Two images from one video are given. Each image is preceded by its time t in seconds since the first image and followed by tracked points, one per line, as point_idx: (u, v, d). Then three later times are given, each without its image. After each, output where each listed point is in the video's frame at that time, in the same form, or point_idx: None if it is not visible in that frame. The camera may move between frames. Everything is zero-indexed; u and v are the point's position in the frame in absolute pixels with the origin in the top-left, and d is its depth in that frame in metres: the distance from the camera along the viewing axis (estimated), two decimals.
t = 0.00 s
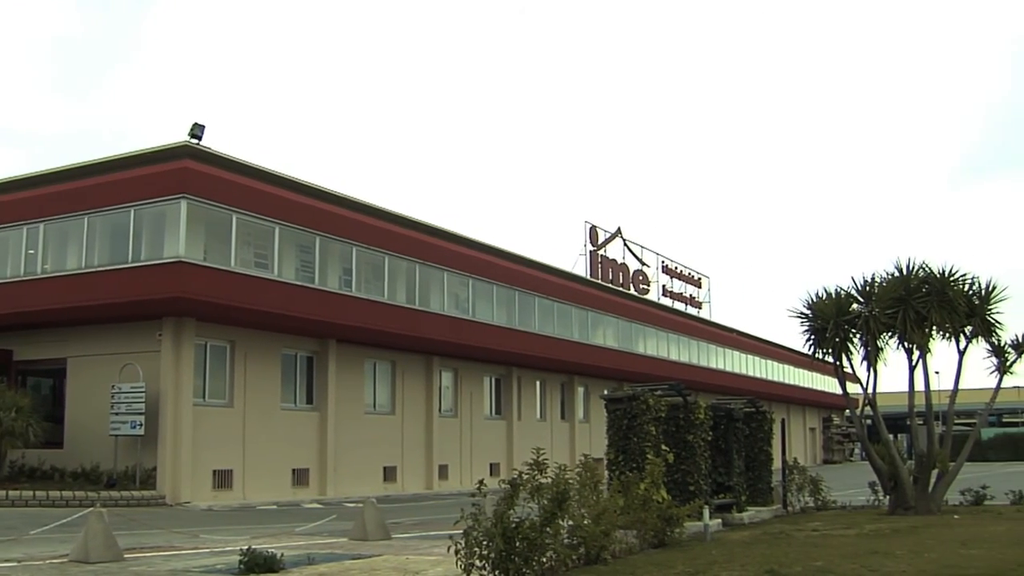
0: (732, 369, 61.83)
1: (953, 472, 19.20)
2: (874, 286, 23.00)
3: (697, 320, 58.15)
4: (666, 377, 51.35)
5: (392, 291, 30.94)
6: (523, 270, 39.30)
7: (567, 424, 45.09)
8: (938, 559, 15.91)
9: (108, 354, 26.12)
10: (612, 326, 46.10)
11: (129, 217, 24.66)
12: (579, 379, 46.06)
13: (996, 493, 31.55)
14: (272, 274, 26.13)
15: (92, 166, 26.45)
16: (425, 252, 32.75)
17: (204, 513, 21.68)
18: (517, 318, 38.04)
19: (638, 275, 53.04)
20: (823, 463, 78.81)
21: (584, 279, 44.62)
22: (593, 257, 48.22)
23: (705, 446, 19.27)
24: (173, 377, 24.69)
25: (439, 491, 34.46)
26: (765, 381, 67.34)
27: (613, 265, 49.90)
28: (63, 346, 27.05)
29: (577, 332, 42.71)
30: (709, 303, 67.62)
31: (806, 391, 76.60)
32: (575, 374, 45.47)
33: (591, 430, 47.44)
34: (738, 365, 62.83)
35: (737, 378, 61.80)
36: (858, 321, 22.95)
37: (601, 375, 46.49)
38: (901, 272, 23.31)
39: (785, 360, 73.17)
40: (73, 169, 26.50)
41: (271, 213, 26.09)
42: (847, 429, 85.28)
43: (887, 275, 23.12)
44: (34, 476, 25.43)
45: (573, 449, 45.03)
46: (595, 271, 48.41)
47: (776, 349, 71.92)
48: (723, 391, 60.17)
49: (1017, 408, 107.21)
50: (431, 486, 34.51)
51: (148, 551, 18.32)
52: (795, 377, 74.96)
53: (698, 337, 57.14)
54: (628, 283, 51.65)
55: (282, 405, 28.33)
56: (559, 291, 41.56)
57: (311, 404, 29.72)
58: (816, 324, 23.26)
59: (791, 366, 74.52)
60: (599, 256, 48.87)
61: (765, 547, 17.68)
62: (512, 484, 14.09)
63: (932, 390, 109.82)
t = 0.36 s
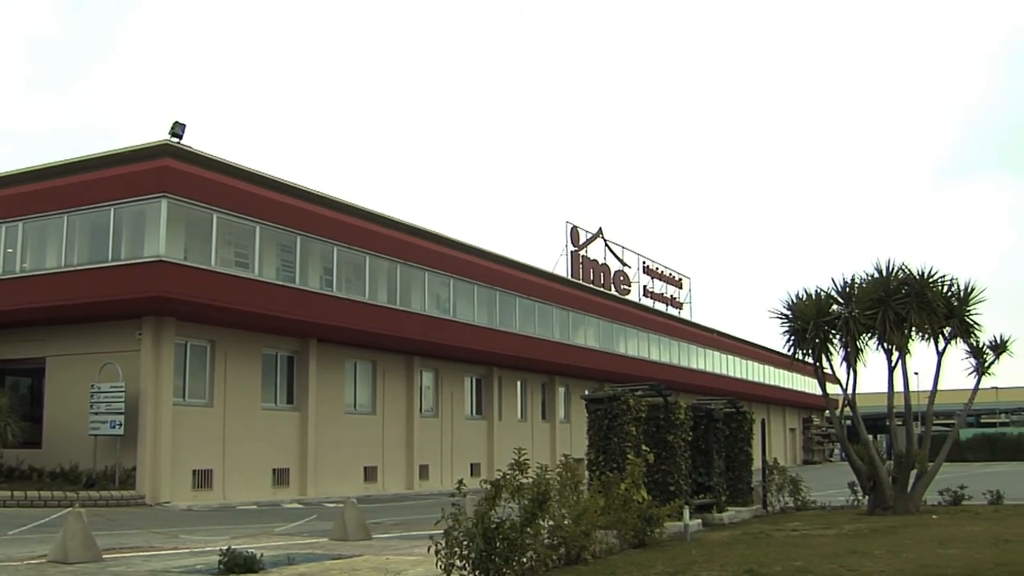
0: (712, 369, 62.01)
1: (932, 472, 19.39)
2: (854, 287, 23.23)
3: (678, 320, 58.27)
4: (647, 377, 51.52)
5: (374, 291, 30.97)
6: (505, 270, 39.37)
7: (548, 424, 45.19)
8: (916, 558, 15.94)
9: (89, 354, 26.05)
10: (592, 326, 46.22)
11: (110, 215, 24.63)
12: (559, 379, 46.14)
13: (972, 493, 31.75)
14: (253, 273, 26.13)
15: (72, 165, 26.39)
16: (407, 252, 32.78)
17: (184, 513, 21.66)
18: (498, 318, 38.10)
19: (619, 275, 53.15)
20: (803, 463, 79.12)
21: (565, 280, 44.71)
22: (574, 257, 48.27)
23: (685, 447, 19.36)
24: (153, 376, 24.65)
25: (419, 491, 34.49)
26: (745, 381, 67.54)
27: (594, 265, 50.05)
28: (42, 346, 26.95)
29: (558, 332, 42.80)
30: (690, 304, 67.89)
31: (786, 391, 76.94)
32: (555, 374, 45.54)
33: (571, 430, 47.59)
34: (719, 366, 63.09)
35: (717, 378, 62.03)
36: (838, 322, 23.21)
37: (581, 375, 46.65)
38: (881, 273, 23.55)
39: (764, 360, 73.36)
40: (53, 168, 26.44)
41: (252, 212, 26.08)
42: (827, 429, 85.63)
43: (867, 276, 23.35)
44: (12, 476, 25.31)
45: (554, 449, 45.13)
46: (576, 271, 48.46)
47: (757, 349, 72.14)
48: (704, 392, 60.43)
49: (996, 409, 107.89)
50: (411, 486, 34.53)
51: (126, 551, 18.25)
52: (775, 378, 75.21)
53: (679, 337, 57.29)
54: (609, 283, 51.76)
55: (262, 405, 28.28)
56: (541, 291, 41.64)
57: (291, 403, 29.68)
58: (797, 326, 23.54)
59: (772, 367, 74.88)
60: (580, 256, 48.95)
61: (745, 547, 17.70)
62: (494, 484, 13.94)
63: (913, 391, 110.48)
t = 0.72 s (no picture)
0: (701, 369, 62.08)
1: (920, 472, 19.50)
2: (843, 288, 23.35)
3: (668, 320, 58.33)
4: (637, 377, 51.60)
5: (364, 291, 31.00)
6: (495, 270, 39.41)
7: (538, 424, 45.22)
8: (904, 558, 15.96)
9: (78, 353, 25.99)
10: (582, 326, 46.26)
11: (99, 214, 24.61)
12: (549, 379, 46.17)
13: (959, 492, 31.81)
14: (243, 273, 26.14)
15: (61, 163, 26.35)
16: (396, 251, 32.80)
17: (172, 514, 21.61)
18: (488, 318, 38.15)
19: (609, 275, 53.16)
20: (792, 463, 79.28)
21: (556, 280, 44.78)
22: (565, 258, 48.32)
23: (674, 446, 19.42)
24: (142, 376, 24.61)
25: (409, 491, 34.49)
26: (735, 381, 67.60)
27: (586, 266, 50.12)
28: (32, 345, 26.86)
29: (548, 332, 42.84)
30: (681, 304, 68.05)
31: (776, 391, 77.19)
32: (545, 374, 45.59)
33: (561, 429, 47.63)
34: (709, 366, 63.25)
35: (707, 378, 62.16)
36: (827, 322, 23.36)
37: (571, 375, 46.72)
38: (870, 273, 23.71)
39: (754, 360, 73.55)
40: (43, 166, 26.41)
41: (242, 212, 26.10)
42: (816, 429, 85.78)
43: (856, 276, 23.49)
44: None
45: (543, 450, 45.17)
46: (567, 272, 48.51)
47: (746, 349, 72.21)
48: (694, 391, 60.57)
49: (984, 410, 108.21)
50: (401, 486, 34.52)
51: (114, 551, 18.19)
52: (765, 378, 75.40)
53: (669, 338, 57.36)
54: (600, 283, 51.84)
55: (252, 404, 28.27)
56: (531, 291, 41.69)
57: (280, 403, 29.65)
58: (786, 326, 23.86)
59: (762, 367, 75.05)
60: (571, 256, 49.01)
61: (734, 547, 17.73)
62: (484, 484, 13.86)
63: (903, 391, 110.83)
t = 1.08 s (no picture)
0: (699, 367, 62.12)
1: (918, 470, 19.51)
2: (841, 286, 23.34)
3: (666, 318, 58.35)
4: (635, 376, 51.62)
5: (362, 289, 31.02)
6: (494, 268, 39.40)
7: (536, 422, 45.24)
8: (902, 556, 15.98)
9: (77, 351, 25.99)
10: (580, 324, 46.26)
11: (98, 212, 24.62)
12: (547, 376, 46.20)
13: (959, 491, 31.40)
14: (241, 271, 26.16)
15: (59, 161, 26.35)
16: (394, 249, 32.80)
17: (170, 512, 21.62)
18: (487, 316, 38.15)
19: (607, 272, 53.16)
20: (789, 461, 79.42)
21: (554, 278, 44.77)
22: (563, 255, 48.30)
23: (672, 445, 19.43)
24: (140, 375, 24.62)
25: (407, 490, 34.50)
26: (733, 380, 67.61)
27: (584, 264, 50.10)
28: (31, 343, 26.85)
29: (546, 330, 42.84)
30: (679, 302, 68.04)
31: (774, 390, 77.24)
32: (544, 372, 45.61)
33: (559, 428, 47.65)
34: (707, 364, 63.28)
35: (706, 377, 62.18)
36: (826, 321, 23.37)
37: (570, 373, 46.76)
38: (869, 272, 23.76)
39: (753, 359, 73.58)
40: (42, 164, 26.41)
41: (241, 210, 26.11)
42: (813, 426, 85.89)
43: (854, 274, 23.49)
44: None
45: (542, 449, 45.18)
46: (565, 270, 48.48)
47: (744, 347, 72.23)
48: (692, 390, 60.58)
49: (981, 408, 108.32)
50: (399, 484, 34.54)
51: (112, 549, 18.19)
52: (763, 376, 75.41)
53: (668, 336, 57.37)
54: (599, 282, 51.82)
55: (250, 403, 28.28)
56: (530, 289, 41.70)
57: (279, 401, 29.66)
58: (785, 323, 24.14)
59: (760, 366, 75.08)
60: (570, 254, 48.99)
61: (732, 545, 17.75)
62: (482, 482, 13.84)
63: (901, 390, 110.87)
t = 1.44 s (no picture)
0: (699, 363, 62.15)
1: (918, 466, 19.55)
2: (841, 282, 23.32)
3: (666, 314, 58.35)
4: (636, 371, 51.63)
5: (362, 285, 31.03)
6: (493, 264, 39.39)
7: (536, 418, 45.26)
8: (902, 552, 15.98)
9: (77, 347, 26.00)
10: (579, 320, 46.28)
11: (98, 208, 24.62)
12: (547, 372, 46.24)
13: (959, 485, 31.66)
14: (241, 267, 26.17)
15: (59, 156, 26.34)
16: (394, 244, 32.80)
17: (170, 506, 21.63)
18: (486, 312, 38.16)
19: (607, 268, 53.16)
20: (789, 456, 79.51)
21: (553, 273, 44.76)
22: (564, 251, 48.27)
23: (671, 440, 19.44)
24: (140, 370, 24.63)
25: (407, 486, 34.53)
26: (733, 375, 67.64)
27: (584, 260, 50.07)
28: (31, 338, 26.86)
29: (546, 325, 42.83)
30: (678, 297, 68.02)
31: (774, 386, 77.25)
32: (543, 369, 45.62)
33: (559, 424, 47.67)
34: (707, 359, 63.28)
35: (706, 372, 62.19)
36: (826, 316, 23.35)
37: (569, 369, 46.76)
38: (869, 267, 23.73)
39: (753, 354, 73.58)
40: (42, 160, 26.41)
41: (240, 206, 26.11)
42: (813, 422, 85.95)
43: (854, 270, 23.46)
44: None
45: (541, 445, 45.19)
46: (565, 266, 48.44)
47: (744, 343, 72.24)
48: (692, 385, 60.59)
49: (981, 403, 108.35)
50: (399, 480, 34.57)
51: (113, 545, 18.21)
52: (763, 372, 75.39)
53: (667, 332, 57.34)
54: (598, 277, 51.80)
55: (250, 398, 28.30)
56: (530, 285, 41.69)
57: (279, 397, 29.67)
58: (785, 319, 24.25)
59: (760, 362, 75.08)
60: (570, 250, 48.96)
61: (732, 540, 17.77)
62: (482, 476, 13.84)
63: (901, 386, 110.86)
